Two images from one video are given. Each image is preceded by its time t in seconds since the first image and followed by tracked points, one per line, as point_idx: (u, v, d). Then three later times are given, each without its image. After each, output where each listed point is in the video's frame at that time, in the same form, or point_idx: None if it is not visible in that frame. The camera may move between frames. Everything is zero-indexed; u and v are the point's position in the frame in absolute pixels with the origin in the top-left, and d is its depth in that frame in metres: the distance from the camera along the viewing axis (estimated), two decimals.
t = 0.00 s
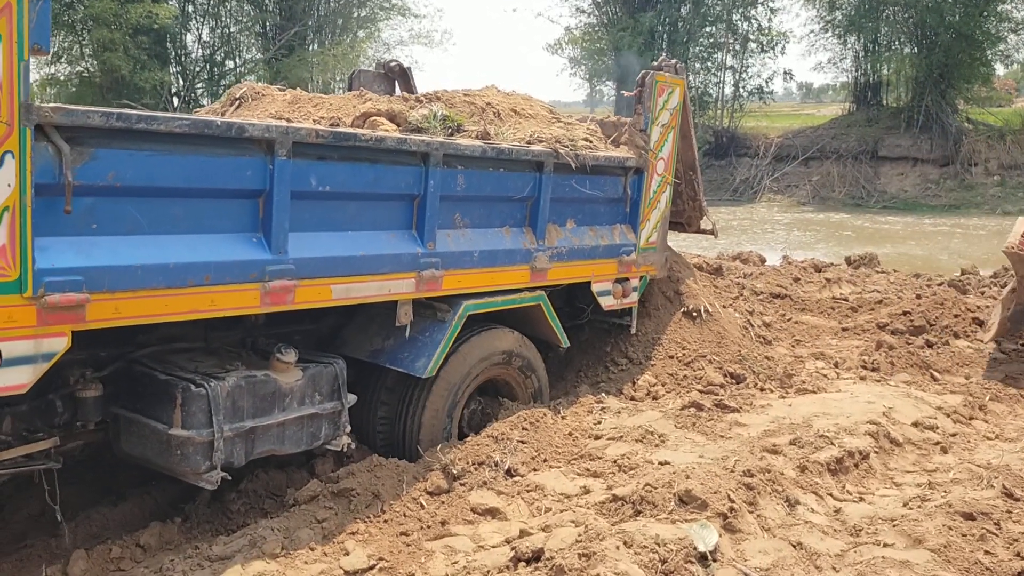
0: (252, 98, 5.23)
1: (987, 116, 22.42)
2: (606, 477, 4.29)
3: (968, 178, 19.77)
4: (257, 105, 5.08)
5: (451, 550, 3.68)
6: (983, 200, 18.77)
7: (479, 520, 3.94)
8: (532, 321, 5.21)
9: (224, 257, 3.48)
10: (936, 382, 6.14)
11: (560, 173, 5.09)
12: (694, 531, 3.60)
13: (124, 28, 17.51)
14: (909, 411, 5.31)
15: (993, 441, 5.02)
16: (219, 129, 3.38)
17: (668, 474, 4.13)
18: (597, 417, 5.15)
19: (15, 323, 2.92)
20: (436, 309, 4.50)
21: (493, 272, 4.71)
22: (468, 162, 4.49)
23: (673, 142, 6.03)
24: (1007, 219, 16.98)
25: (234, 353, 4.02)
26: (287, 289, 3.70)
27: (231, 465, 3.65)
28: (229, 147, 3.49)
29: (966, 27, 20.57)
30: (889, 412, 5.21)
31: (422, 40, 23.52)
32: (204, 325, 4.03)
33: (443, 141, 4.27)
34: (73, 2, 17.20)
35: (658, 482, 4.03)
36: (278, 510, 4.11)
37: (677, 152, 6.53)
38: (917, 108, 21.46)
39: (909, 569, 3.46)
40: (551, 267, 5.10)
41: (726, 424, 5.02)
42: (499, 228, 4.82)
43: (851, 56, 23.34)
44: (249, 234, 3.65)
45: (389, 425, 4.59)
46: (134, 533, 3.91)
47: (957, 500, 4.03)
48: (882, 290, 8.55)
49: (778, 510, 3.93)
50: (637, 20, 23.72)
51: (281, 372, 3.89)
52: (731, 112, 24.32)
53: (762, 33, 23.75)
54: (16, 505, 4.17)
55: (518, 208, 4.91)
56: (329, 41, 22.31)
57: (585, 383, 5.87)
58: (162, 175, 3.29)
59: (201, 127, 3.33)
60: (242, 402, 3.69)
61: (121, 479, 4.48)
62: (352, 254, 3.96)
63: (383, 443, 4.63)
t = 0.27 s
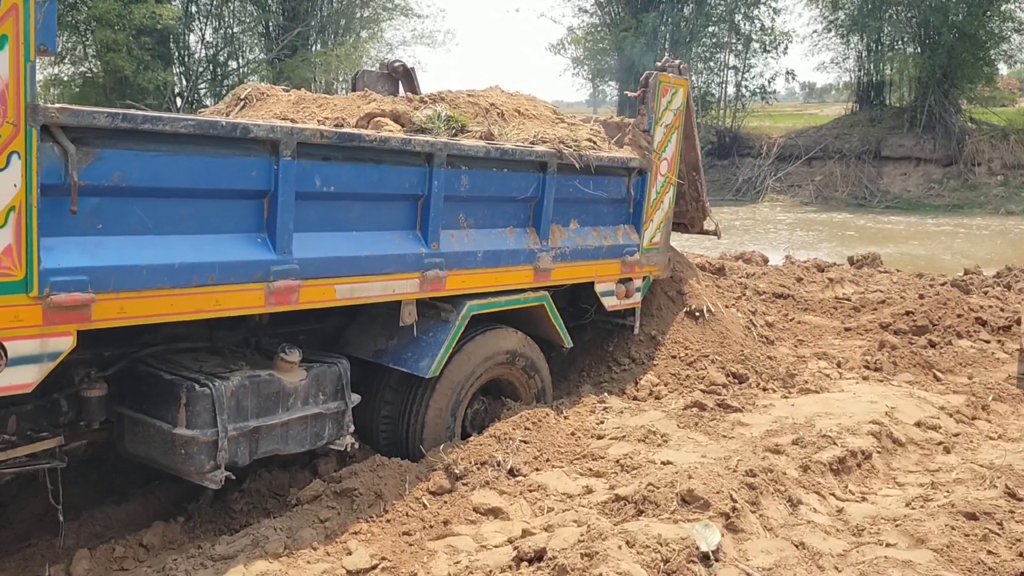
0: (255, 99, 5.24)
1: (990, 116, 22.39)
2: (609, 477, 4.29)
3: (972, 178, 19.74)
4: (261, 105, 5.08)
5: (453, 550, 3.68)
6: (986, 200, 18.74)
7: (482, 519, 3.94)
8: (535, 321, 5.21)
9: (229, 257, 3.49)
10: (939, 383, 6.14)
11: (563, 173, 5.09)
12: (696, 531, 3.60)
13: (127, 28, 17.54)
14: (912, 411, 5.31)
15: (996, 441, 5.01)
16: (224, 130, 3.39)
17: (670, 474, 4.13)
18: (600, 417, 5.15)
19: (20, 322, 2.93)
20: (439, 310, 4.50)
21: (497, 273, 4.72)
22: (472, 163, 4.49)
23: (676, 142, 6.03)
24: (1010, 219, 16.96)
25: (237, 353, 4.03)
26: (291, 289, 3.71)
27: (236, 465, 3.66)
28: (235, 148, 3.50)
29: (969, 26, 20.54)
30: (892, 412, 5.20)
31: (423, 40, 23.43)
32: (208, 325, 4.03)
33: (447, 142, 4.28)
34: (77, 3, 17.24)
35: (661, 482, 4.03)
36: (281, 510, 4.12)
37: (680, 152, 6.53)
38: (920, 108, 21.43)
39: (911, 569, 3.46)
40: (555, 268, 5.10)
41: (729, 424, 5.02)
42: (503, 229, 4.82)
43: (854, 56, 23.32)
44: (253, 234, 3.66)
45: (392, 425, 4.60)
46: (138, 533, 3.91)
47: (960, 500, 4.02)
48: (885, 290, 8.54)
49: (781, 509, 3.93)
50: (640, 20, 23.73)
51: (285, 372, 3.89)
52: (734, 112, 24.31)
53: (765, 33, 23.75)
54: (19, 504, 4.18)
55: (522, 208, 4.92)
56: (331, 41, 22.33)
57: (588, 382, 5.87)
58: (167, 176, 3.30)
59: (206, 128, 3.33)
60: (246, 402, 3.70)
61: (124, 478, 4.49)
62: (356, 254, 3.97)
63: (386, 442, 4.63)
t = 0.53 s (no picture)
0: (258, 99, 5.24)
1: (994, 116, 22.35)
2: (611, 477, 4.29)
3: (975, 178, 19.71)
4: (264, 106, 5.09)
5: (456, 550, 3.68)
6: (989, 201, 18.71)
7: (484, 520, 3.94)
8: (538, 321, 5.21)
9: (232, 257, 3.49)
10: (942, 383, 6.13)
11: (566, 173, 5.09)
12: (698, 531, 3.60)
13: (130, 29, 17.57)
14: (914, 411, 5.30)
15: (999, 442, 5.01)
16: (226, 130, 3.39)
17: (673, 474, 4.13)
18: (603, 417, 5.15)
19: (23, 323, 2.93)
20: (442, 310, 4.51)
21: (499, 273, 4.72)
22: (475, 163, 4.49)
23: (679, 142, 6.03)
24: (1013, 220, 16.92)
25: (240, 353, 4.03)
26: (293, 289, 3.71)
27: (238, 465, 3.67)
28: (237, 148, 3.50)
29: (973, 27, 20.51)
30: (894, 412, 5.20)
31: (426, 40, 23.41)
32: (211, 325, 4.04)
33: (449, 142, 4.28)
34: (80, 3, 17.28)
35: (663, 482, 4.03)
36: (283, 510, 4.12)
37: (683, 152, 6.52)
38: (923, 109, 21.40)
39: (914, 570, 3.45)
40: (557, 268, 5.10)
41: (731, 425, 5.02)
42: (505, 229, 4.82)
43: (857, 56, 23.30)
44: (256, 234, 3.66)
45: (394, 425, 4.60)
46: (141, 533, 3.92)
47: (962, 501, 4.02)
48: (888, 291, 8.53)
49: (783, 509, 3.93)
50: (643, 20, 23.74)
51: (287, 372, 3.90)
52: (736, 112, 24.30)
53: (768, 33, 23.73)
54: (23, 504, 4.18)
55: (524, 209, 4.92)
56: (334, 41, 22.34)
57: (590, 383, 5.87)
58: (170, 176, 3.30)
59: (209, 128, 3.34)
60: (249, 402, 3.70)
61: (127, 478, 4.49)
62: (358, 255, 3.97)
63: (389, 442, 4.63)
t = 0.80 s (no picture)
0: (261, 99, 5.25)
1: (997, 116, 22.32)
2: (614, 478, 4.29)
3: (978, 179, 19.68)
4: (267, 106, 5.09)
5: (458, 551, 3.68)
6: (992, 202, 18.67)
7: (486, 520, 3.94)
8: (540, 322, 5.20)
9: (235, 258, 3.49)
10: (945, 384, 6.12)
11: (568, 174, 5.09)
12: (701, 532, 3.59)
13: (134, 29, 17.59)
14: (918, 412, 5.30)
15: (1002, 443, 5.00)
16: (229, 131, 3.39)
17: (675, 475, 4.13)
18: (605, 418, 5.15)
19: (26, 323, 2.94)
20: (444, 311, 4.51)
21: (501, 273, 4.72)
22: (477, 163, 4.49)
23: (681, 142, 6.03)
24: (1017, 221, 16.88)
25: (243, 353, 4.04)
26: (296, 289, 3.72)
27: (241, 465, 3.67)
28: (240, 149, 3.50)
29: (976, 27, 20.48)
30: (897, 413, 5.19)
31: (428, 40, 23.33)
32: (214, 325, 4.04)
33: (452, 143, 4.28)
34: (83, 4, 17.31)
35: (665, 483, 4.02)
36: (286, 510, 4.13)
37: (685, 153, 6.52)
38: (926, 110, 21.37)
39: (917, 571, 3.45)
40: (560, 268, 5.10)
41: (734, 425, 5.01)
42: (508, 229, 4.82)
43: (860, 56, 23.29)
44: (258, 235, 3.66)
45: (397, 425, 4.60)
46: (143, 533, 3.92)
47: (966, 502, 4.01)
48: (891, 291, 8.52)
49: (786, 510, 3.92)
50: (646, 21, 23.73)
51: (290, 372, 3.89)
52: (739, 113, 24.28)
53: (771, 33, 23.71)
54: (25, 503, 4.19)
55: (527, 209, 4.92)
56: (337, 42, 22.35)
57: (592, 383, 5.87)
58: (173, 176, 3.30)
59: (212, 129, 3.34)
60: (251, 402, 3.70)
61: (130, 478, 4.50)
62: (361, 255, 3.97)
63: (392, 442, 4.64)
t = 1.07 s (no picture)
0: (263, 100, 5.25)
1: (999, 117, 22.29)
2: (615, 479, 4.29)
3: (980, 180, 19.66)
4: (269, 107, 5.10)
5: (459, 551, 3.68)
6: (994, 202, 18.65)
7: (488, 521, 3.94)
8: (542, 322, 5.20)
9: (236, 258, 3.49)
10: (947, 385, 6.12)
11: (570, 175, 5.09)
12: (702, 533, 3.59)
13: (136, 29, 17.61)
14: (919, 413, 5.30)
15: (1004, 444, 4.99)
16: (231, 131, 3.39)
17: (676, 476, 4.13)
18: (606, 418, 5.15)
19: (28, 323, 2.94)
20: (446, 311, 4.51)
21: (503, 274, 4.72)
22: (479, 164, 4.49)
23: (683, 143, 6.03)
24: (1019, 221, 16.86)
25: (244, 354, 4.04)
26: (297, 290, 3.72)
27: (242, 465, 3.67)
28: (241, 149, 3.50)
29: (978, 28, 20.47)
30: (899, 414, 5.19)
31: (429, 40, 23.31)
32: (215, 325, 4.04)
33: (453, 143, 4.28)
34: (85, 4, 17.33)
35: (667, 484, 4.02)
36: (287, 510, 4.13)
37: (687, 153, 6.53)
38: (928, 110, 21.36)
39: (918, 572, 3.44)
40: (561, 269, 5.10)
41: (735, 426, 5.01)
42: (509, 230, 4.82)
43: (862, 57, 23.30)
44: (260, 235, 3.67)
45: (398, 426, 4.61)
46: (145, 533, 3.93)
47: (967, 503, 4.01)
48: (892, 292, 8.51)
49: (787, 511, 3.92)
50: (647, 21, 23.71)
51: (292, 373, 3.90)
52: (741, 113, 24.28)
53: (773, 34, 23.71)
54: (27, 504, 4.19)
55: (528, 210, 4.92)
56: (338, 42, 22.35)
57: (593, 384, 5.87)
58: (175, 177, 3.31)
59: (213, 129, 3.34)
60: (253, 403, 3.70)
61: (131, 478, 4.50)
62: (362, 255, 3.97)
63: (393, 442, 4.64)
